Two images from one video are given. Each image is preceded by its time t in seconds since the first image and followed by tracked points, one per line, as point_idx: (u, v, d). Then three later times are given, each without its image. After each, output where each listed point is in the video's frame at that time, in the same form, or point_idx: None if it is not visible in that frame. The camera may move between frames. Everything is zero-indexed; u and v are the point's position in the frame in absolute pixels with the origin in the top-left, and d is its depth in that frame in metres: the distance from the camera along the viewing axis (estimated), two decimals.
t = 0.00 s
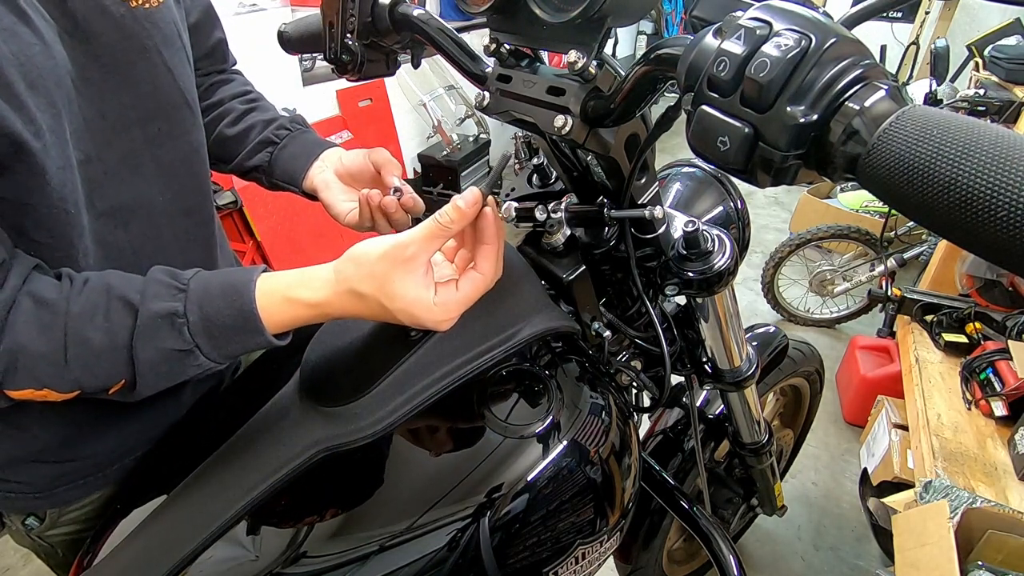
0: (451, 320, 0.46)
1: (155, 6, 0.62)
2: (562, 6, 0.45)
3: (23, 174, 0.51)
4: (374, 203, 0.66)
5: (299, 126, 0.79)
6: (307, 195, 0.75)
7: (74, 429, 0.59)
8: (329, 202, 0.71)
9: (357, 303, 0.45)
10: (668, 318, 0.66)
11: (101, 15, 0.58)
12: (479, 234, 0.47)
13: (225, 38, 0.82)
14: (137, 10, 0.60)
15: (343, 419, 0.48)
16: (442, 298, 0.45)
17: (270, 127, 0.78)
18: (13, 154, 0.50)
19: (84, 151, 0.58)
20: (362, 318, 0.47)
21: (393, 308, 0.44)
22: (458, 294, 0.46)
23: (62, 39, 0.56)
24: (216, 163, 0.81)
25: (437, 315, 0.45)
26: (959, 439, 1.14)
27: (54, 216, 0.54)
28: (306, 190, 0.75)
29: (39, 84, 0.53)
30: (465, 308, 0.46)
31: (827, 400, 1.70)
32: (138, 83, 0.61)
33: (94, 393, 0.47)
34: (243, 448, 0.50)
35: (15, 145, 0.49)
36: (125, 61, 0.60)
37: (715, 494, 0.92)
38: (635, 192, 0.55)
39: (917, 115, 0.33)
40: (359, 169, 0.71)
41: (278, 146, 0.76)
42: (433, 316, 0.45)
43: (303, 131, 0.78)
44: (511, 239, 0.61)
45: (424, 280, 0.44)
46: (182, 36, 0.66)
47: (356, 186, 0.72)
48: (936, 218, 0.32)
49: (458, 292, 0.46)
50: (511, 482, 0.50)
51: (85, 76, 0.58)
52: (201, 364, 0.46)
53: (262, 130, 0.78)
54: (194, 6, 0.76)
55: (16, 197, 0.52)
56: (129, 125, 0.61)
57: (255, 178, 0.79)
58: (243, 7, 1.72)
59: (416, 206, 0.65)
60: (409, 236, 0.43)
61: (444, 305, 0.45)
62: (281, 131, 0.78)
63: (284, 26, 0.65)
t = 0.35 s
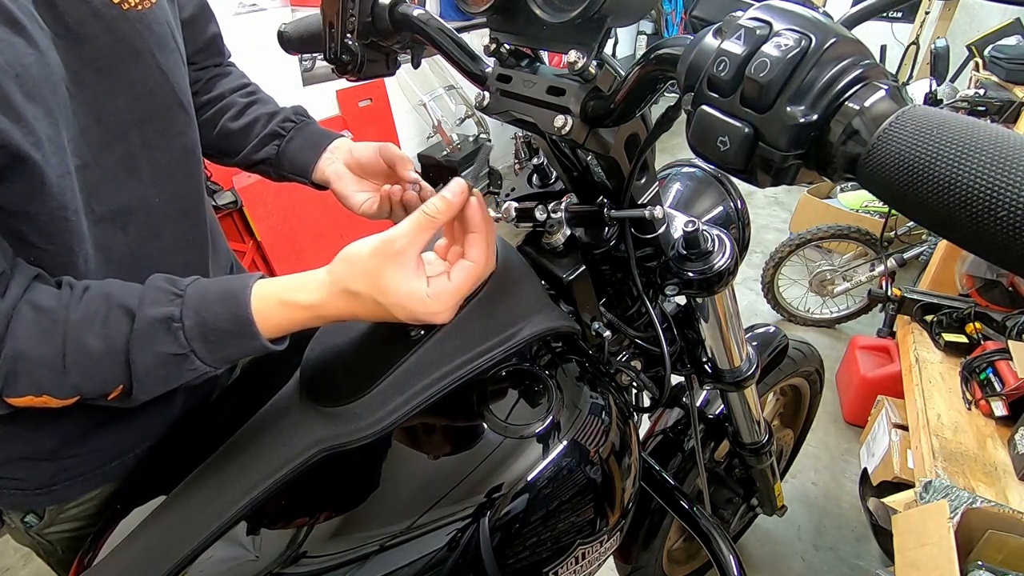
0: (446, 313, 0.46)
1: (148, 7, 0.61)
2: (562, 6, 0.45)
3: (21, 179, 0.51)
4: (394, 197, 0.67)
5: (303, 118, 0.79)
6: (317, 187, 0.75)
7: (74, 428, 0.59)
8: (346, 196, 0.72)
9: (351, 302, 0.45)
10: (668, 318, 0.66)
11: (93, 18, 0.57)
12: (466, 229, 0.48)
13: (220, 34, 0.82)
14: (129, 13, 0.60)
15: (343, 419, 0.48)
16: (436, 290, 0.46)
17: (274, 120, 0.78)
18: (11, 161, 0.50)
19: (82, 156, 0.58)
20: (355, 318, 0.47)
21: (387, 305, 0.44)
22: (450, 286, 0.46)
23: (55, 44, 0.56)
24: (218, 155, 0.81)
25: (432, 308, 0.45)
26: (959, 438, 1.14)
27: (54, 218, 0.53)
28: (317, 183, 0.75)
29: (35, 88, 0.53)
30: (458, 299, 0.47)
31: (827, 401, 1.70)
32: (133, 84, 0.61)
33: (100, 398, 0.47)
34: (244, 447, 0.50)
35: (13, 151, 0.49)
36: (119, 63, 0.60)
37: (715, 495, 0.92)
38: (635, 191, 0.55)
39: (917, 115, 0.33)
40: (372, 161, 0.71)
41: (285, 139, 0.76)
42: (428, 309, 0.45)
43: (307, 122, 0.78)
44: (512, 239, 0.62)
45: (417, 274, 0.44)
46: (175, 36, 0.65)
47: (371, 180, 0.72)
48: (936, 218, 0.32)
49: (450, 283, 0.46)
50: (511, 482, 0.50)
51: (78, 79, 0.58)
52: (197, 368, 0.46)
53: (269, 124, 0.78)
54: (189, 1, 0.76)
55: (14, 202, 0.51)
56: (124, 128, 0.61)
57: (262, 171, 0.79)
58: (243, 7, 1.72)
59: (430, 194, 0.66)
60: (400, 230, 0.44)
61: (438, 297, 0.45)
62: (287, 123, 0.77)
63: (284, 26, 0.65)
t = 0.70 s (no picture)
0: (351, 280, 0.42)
1: (149, 9, 0.60)
2: (563, 7, 0.45)
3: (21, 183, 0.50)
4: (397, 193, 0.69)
5: (302, 115, 0.79)
6: (319, 184, 0.76)
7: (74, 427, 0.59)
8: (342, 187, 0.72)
9: (259, 279, 0.43)
10: (668, 318, 0.66)
11: (93, 21, 0.56)
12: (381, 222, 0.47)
13: (219, 34, 0.82)
14: (130, 16, 0.58)
15: (343, 418, 0.48)
16: (340, 256, 0.42)
17: (274, 118, 0.78)
18: (9, 165, 0.49)
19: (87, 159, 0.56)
20: (266, 308, 0.44)
21: (290, 273, 0.42)
22: (356, 253, 0.43)
23: (55, 48, 0.54)
24: (218, 154, 0.81)
25: (334, 271, 0.42)
26: (959, 438, 1.14)
27: (55, 220, 0.53)
28: (318, 179, 0.75)
29: (37, 93, 0.51)
30: (365, 270, 0.43)
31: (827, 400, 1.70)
32: (133, 85, 0.59)
33: (55, 404, 0.49)
34: (244, 447, 0.50)
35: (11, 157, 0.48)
36: (120, 66, 0.58)
37: (715, 494, 0.92)
38: (635, 191, 0.55)
39: (917, 115, 0.33)
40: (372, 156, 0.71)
41: (285, 137, 0.77)
42: (331, 278, 0.42)
43: (307, 120, 0.78)
44: (514, 239, 0.62)
45: (321, 245, 0.43)
46: (175, 38, 0.64)
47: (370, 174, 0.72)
48: (935, 217, 0.32)
49: (356, 251, 0.43)
50: (511, 482, 0.50)
51: (80, 83, 0.56)
52: (109, 373, 0.48)
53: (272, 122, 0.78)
54: (188, 2, 0.76)
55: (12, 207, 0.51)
56: (125, 131, 0.59)
57: (264, 169, 0.79)
58: (243, 7, 1.72)
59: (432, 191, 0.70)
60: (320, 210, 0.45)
61: (340, 262, 0.42)
62: (286, 121, 0.77)
63: (284, 25, 0.65)
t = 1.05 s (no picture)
0: (332, 296, 0.43)
1: (142, 12, 0.60)
2: (563, 6, 0.45)
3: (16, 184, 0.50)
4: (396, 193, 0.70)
5: (303, 115, 0.79)
6: (320, 184, 0.76)
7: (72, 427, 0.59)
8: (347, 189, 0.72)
9: (238, 296, 0.44)
10: (668, 318, 0.66)
11: (84, 24, 0.56)
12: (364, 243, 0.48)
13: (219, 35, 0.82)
14: (122, 18, 0.58)
15: (345, 418, 0.48)
16: (319, 275, 0.43)
17: (274, 119, 0.78)
18: None
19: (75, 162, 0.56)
20: (243, 324, 0.45)
21: (269, 290, 0.43)
22: (337, 269, 0.44)
23: (44, 49, 0.54)
24: (221, 157, 0.81)
25: (316, 286, 0.43)
26: (959, 439, 1.14)
27: (52, 222, 0.53)
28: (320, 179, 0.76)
29: (24, 95, 0.51)
30: (346, 287, 0.44)
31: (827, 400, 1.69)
32: (124, 87, 0.59)
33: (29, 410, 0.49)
34: (245, 447, 0.50)
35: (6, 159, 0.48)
36: (111, 67, 0.58)
37: (715, 494, 0.92)
38: (635, 191, 0.55)
39: (917, 115, 0.33)
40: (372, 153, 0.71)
41: (285, 138, 0.76)
42: (308, 296, 0.43)
43: (307, 119, 0.78)
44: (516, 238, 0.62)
45: (304, 261, 0.44)
46: (171, 40, 0.64)
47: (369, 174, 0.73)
48: (936, 217, 0.32)
49: (337, 268, 0.44)
50: (511, 482, 0.50)
51: (70, 85, 0.56)
52: (79, 389, 0.48)
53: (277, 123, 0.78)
54: (187, 5, 0.76)
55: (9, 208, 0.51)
56: (116, 132, 0.59)
57: (265, 171, 0.79)
58: (243, 7, 1.72)
59: (428, 191, 0.72)
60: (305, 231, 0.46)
61: (322, 278, 0.43)
62: (286, 121, 0.77)
63: (284, 25, 0.65)
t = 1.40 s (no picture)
0: (331, 290, 0.44)
1: (146, 17, 0.60)
2: (562, 6, 0.45)
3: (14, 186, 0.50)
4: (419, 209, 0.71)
5: (313, 118, 0.79)
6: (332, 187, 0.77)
7: (72, 427, 0.59)
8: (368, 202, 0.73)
9: (236, 293, 0.45)
10: (668, 318, 0.66)
11: (86, 28, 0.56)
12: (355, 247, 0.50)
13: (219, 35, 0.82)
14: (126, 23, 0.58)
15: (346, 419, 0.49)
16: (318, 273, 0.44)
17: (285, 123, 0.78)
18: None
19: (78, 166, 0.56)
20: (239, 321, 0.45)
21: (268, 288, 0.44)
22: (334, 266, 0.45)
23: (47, 54, 0.54)
24: (229, 160, 0.81)
25: (315, 281, 0.44)
26: (959, 439, 1.14)
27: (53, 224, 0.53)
28: (334, 184, 0.76)
29: (27, 100, 0.51)
30: (343, 283, 0.45)
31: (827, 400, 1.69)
32: (126, 91, 0.59)
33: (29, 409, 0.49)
34: (245, 446, 0.51)
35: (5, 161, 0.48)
36: (114, 72, 0.58)
37: (715, 494, 0.92)
38: (635, 191, 0.55)
39: (917, 116, 0.33)
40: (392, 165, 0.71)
41: (298, 142, 0.77)
42: (309, 292, 0.44)
43: (318, 123, 0.78)
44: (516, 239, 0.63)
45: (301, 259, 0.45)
46: (173, 43, 0.64)
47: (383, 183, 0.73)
48: (936, 217, 0.32)
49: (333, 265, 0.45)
50: (511, 482, 0.50)
51: (69, 90, 0.56)
52: (79, 385, 0.48)
53: (278, 124, 0.78)
54: (189, 6, 0.76)
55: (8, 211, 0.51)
56: (118, 136, 0.59)
57: (277, 174, 0.79)
58: (243, 7, 1.72)
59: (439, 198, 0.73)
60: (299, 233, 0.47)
61: (320, 274, 0.44)
62: (298, 126, 0.77)
63: (284, 25, 0.65)
